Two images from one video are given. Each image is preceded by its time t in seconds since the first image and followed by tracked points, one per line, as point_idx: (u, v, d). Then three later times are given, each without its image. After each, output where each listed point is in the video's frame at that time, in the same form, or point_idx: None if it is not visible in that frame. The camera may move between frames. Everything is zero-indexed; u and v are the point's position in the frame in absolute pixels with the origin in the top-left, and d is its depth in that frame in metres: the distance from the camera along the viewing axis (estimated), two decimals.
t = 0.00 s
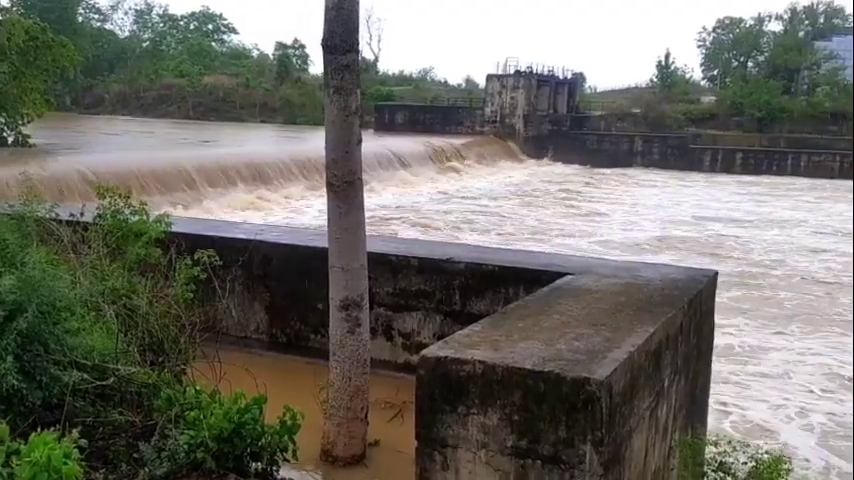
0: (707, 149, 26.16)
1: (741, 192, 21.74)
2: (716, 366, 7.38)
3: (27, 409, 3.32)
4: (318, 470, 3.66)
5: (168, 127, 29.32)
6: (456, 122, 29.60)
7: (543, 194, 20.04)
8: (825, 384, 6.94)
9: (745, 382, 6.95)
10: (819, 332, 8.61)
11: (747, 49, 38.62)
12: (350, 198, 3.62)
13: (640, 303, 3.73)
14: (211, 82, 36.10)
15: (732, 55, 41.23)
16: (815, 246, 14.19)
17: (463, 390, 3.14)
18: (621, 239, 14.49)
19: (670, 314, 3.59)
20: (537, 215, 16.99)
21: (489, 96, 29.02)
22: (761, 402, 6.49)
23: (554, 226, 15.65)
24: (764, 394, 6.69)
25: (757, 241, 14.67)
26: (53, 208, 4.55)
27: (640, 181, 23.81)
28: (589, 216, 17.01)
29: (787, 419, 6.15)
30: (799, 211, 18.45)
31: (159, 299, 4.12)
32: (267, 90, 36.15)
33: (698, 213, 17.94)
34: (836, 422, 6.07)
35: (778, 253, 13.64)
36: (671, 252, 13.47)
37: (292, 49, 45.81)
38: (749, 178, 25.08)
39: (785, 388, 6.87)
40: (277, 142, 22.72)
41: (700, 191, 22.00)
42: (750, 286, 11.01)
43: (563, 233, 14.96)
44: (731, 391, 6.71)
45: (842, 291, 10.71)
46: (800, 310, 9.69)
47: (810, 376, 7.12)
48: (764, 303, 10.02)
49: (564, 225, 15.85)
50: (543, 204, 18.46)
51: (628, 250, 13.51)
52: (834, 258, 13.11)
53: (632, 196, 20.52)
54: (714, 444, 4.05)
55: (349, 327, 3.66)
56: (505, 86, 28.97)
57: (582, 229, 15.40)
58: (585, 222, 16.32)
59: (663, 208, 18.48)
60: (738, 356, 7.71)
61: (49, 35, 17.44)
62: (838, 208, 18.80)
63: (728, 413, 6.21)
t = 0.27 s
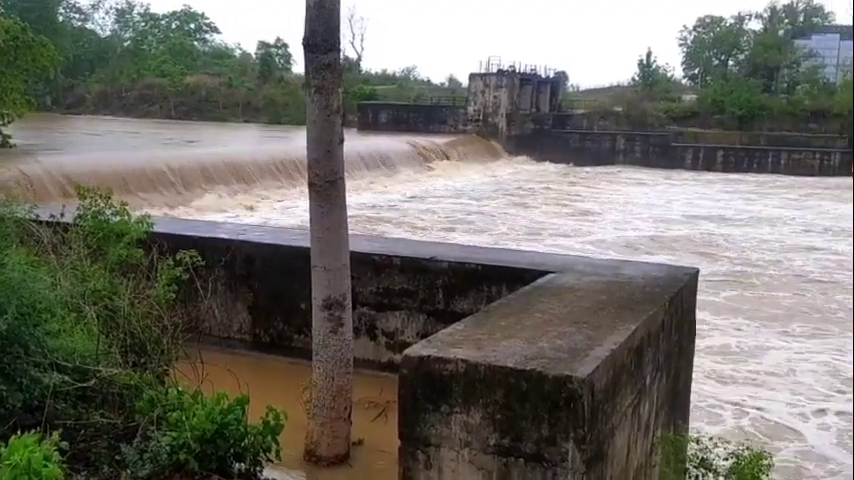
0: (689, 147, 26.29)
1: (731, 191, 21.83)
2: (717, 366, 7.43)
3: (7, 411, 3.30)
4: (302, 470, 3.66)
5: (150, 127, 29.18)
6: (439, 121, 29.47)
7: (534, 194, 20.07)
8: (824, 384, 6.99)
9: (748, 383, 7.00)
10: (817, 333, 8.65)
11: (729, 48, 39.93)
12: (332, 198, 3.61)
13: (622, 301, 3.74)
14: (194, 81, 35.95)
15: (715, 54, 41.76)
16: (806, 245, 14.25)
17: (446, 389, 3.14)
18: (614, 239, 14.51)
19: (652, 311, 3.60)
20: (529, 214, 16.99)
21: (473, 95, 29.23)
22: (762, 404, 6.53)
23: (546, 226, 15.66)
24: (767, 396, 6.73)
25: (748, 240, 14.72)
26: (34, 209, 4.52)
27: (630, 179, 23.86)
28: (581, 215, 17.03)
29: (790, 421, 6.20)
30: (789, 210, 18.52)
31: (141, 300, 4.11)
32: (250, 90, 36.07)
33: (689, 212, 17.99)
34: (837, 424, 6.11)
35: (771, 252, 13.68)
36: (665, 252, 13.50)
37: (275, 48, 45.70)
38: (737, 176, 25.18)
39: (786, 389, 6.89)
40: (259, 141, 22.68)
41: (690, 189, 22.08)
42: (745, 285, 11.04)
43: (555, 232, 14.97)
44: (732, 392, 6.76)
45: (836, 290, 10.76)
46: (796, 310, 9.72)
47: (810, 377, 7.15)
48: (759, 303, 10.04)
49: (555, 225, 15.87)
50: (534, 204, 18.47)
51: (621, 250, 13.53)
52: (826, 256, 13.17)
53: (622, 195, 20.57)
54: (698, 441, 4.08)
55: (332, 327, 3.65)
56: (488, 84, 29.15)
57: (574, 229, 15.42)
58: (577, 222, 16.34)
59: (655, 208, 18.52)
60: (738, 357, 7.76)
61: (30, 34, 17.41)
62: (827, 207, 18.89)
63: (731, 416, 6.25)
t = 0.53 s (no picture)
0: (673, 146, 26.36)
1: (721, 189, 21.95)
2: (720, 367, 7.48)
3: None
4: (287, 471, 3.64)
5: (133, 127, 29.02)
6: (423, 121, 29.50)
7: (526, 194, 20.09)
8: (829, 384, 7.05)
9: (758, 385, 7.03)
10: (816, 332, 8.69)
11: (712, 47, 40.17)
12: (316, 199, 3.59)
13: (607, 300, 3.74)
14: (177, 81, 35.79)
15: (697, 52, 42.08)
16: (801, 244, 14.34)
17: (431, 389, 3.13)
18: (607, 239, 14.55)
19: (636, 310, 3.61)
20: (522, 215, 17.01)
21: (458, 94, 28.82)
22: (776, 406, 6.55)
23: (540, 226, 15.68)
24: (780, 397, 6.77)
25: (741, 239, 14.80)
26: (15, 211, 4.49)
27: (619, 178, 23.93)
28: (574, 215, 17.07)
29: (808, 422, 6.22)
30: (780, 209, 18.65)
31: (124, 301, 4.08)
32: (234, 89, 35.95)
33: (681, 211, 18.07)
34: None
35: (764, 251, 13.77)
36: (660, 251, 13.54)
37: (259, 48, 45.60)
38: (723, 175, 25.31)
39: (792, 390, 6.93)
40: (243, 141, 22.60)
41: (679, 188, 22.18)
42: (742, 285, 11.09)
43: (549, 232, 14.98)
44: (744, 394, 6.79)
45: (833, 289, 10.84)
46: (795, 310, 9.79)
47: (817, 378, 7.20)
48: (758, 303, 10.09)
49: (549, 224, 15.89)
50: (526, 204, 18.49)
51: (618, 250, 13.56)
52: (821, 256, 13.26)
53: (613, 194, 20.63)
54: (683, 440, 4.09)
55: (317, 328, 3.63)
56: (473, 84, 28.81)
57: (569, 229, 15.44)
58: (571, 221, 16.38)
59: (648, 207, 18.58)
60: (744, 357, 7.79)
61: (11, 34, 17.26)
62: (818, 205, 19.04)
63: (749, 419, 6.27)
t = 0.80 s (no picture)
0: (652, 144, 26.49)
1: (704, 187, 22.07)
2: (719, 367, 7.60)
3: None
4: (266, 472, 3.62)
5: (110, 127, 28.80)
6: (403, 119, 29.53)
7: (513, 193, 20.15)
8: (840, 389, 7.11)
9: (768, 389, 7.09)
10: (811, 334, 8.79)
11: (689, 45, 40.57)
12: (294, 198, 3.56)
13: (586, 298, 3.73)
14: (155, 80, 35.55)
15: (675, 51, 42.47)
16: (789, 243, 14.47)
17: (410, 388, 3.08)
18: (595, 238, 14.60)
19: (615, 308, 3.59)
20: (510, 214, 17.04)
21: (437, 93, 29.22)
22: (787, 409, 6.59)
23: (529, 226, 15.71)
24: (794, 401, 6.81)
25: (728, 237, 14.91)
26: None
27: (603, 177, 24.04)
28: (563, 213, 17.14)
29: (822, 426, 6.24)
30: (764, 206, 18.81)
31: (100, 303, 4.04)
32: (213, 88, 35.68)
33: (667, 209, 18.18)
34: None
35: (750, 249, 13.87)
36: (646, 250, 13.60)
37: (237, 47, 45.43)
38: (703, 172, 25.50)
39: (795, 394, 6.98)
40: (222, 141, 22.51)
41: (664, 186, 22.32)
42: (732, 284, 11.19)
43: (537, 232, 15.03)
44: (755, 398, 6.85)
45: (826, 289, 10.97)
46: (791, 309, 9.92)
47: (825, 383, 7.24)
48: (752, 303, 10.18)
49: (537, 224, 15.94)
50: (513, 203, 18.53)
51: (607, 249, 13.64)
52: (810, 255, 13.39)
53: (598, 192, 20.72)
54: (662, 438, 4.09)
55: (296, 328, 3.61)
56: (451, 83, 29.08)
57: (558, 228, 15.50)
58: (559, 220, 16.44)
59: (636, 205, 18.69)
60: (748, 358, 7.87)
61: None
62: (803, 203, 19.22)
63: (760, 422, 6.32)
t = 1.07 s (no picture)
0: (622, 142, 26.80)
1: (678, 184, 22.32)
2: (709, 365, 7.87)
3: None
4: (238, 473, 3.60)
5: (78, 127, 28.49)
6: (376, 119, 29.14)
7: (492, 192, 20.26)
8: (838, 385, 7.36)
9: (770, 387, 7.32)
10: (796, 335, 8.98)
11: (658, 43, 41.51)
12: (265, 198, 3.54)
13: (557, 295, 3.74)
14: (124, 79, 35.21)
15: (644, 50, 43.09)
16: (767, 240, 14.71)
17: (382, 388, 3.03)
18: (576, 236, 14.73)
19: (585, 305, 3.60)
20: (490, 212, 17.12)
21: (409, 93, 29.11)
22: (793, 405, 6.90)
23: (510, 224, 15.80)
24: (797, 399, 7.06)
25: (706, 234, 15.11)
26: None
27: (579, 174, 24.24)
28: (543, 212, 17.26)
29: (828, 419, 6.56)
30: (739, 203, 19.10)
31: (68, 306, 3.99)
32: (183, 87, 36.15)
33: (644, 206, 18.40)
34: None
35: (726, 246, 14.06)
36: (623, 248, 13.72)
37: (207, 45, 45.19)
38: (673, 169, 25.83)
39: (795, 389, 7.29)
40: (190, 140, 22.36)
41: (640, 183, 22.57)
42: (716, 284, 11.42)
43: (518, 231, 15.12)
44: (759, 396, 7.11)
45: (808, 288, 11.20)
46: (772, 308, 10.12)
47: (822, 381, 7.47)
48: (736, 303, 10.35)
49: (517, 222, 16.04)
50: (492, 201, 18.63)
51: (589, 248, 13.77)
52: (789, 253, 13.63)
53: (575, 190, 20.91)
54: (633, 433, 4.13)
55: (268, 328, 3.59)
56: (424, 81, 28.93)
57: (540, 227, 15.62)
58: (539, 219, 16.57)
59: (615, 203, 18.87)
60: (741, 359, 8.07)
61: None
62: (777, 200, 19.54)
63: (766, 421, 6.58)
